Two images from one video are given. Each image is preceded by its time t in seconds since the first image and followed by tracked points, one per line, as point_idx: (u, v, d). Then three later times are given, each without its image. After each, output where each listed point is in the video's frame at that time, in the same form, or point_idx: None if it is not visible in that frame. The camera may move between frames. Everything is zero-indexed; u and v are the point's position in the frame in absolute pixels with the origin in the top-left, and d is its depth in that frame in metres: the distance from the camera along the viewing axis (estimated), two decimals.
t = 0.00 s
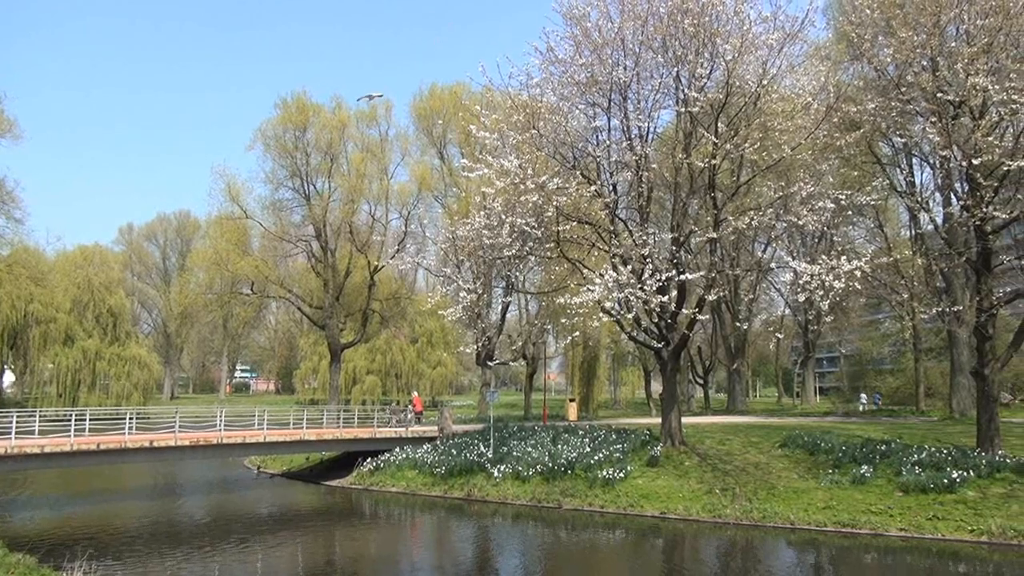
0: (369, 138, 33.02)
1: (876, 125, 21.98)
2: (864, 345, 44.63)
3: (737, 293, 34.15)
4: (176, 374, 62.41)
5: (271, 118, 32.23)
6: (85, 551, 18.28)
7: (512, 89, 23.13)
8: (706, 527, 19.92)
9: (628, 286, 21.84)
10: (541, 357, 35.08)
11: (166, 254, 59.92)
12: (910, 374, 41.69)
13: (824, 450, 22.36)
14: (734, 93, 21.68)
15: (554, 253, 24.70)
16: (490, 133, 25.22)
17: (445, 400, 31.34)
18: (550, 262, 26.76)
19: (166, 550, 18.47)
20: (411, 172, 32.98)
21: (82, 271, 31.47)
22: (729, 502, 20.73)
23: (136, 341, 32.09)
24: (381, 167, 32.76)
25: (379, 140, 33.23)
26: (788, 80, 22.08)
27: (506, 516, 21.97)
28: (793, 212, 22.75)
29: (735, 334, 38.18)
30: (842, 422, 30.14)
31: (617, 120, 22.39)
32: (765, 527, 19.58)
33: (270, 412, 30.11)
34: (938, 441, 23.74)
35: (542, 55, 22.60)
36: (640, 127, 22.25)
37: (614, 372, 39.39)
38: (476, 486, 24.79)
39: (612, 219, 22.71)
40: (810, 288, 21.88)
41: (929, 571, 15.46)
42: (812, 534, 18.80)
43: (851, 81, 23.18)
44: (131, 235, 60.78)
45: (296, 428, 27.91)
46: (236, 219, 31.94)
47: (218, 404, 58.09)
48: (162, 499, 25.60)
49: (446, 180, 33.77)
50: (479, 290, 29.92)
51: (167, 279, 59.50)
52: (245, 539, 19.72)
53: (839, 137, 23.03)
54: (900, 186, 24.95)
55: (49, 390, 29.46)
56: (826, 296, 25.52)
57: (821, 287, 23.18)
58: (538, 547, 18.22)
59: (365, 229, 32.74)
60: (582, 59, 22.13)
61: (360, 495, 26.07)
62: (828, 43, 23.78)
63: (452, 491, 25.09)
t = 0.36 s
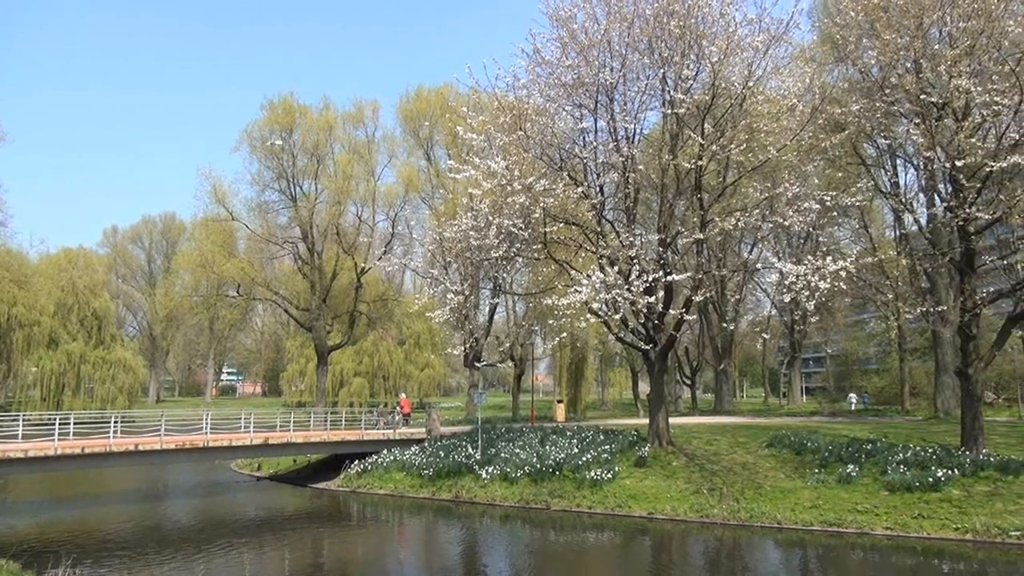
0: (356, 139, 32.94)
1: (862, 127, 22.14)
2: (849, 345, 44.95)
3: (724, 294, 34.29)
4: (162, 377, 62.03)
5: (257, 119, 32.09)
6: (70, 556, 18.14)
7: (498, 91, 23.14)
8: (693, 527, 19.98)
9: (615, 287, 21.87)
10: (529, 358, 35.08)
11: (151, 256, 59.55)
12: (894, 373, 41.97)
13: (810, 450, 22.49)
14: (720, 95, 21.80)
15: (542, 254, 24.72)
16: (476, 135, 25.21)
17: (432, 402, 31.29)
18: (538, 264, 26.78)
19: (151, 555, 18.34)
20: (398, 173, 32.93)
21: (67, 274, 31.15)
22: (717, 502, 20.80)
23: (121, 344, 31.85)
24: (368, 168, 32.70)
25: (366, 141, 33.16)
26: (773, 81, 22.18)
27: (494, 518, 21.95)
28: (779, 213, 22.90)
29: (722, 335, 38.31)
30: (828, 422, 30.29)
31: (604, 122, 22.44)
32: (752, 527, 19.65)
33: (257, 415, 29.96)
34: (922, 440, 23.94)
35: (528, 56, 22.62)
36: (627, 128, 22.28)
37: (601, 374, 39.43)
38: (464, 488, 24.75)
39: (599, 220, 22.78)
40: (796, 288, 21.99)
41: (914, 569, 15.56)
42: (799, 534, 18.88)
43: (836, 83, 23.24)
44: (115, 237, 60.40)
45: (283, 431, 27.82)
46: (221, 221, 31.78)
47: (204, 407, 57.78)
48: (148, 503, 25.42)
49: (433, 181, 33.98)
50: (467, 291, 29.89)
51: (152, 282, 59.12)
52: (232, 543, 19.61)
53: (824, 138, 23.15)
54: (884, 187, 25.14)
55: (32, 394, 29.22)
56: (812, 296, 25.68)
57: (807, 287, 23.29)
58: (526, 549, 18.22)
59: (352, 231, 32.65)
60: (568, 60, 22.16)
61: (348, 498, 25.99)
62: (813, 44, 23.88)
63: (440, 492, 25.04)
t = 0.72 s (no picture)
0: (345, 139, 32.86)
1: (849, 126, 22.27)
2: (838, 343, 45.19)
3: (713, 292, 34.40)
4: (150, 378, 61.68)
5: (246, 119, 31.96)
6: (58, 558, 18.01)
7: (488, 90, 23.13)
8: (683, 525, 20.03)
9: (605, 287, 21.90)
10: (519, 358, 35.08)
11: (138, 257, 59.17)
12: (882, 371, 42.20)
13: (799, 448, 22.58)
14: (709, 94, 21.86)
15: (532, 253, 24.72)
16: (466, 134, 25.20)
17: (422, 401, 31.26)
18: (528, 263, 26.78)
19: (140, 556, 18.25)
20: (387, 173, 32.87)
21: (54, 274, 30.88)
22: (707, 501, 20.86)
23: (108, 345, 31.66)
24: (357, 168, 32.63)
25: (356, 140, 33.09)
26: (761, 81, 22.22)
27: (484, 517, 21.94)
28: (768, 212, 23.00)
29: (712, 334, 38.42)
30: (817, 420, 30.42)
31: (593, 121, 22.48)
32: (742, 525, 19.71)
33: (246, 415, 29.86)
34: (910, 437, 24.11)
35: (518, 56, 22.63)
36: (616, 128, 22.32)
37: (591, 373, 39.50)
38: (455, 488, 24.73)
39: (589, 219, 22.82)
40: (785, 287, 22.08)
41: (903, 566, 15.66)
42: (788, 531, 18.96)
43: (824, 83, 23.31)
44: (102, 237, 60.02)
45: (272, 431, 27.73)
46: (210, 221, 31.64)
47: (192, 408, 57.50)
48: (136, 505, 25.29)
49: (422, 180, 33.77)
50: (457, 291, 29.85)
51: (140, 282, 58.79)
52: (221, 544, 19.53)
53: (813, 138, 23.24)
54: (873, 186, 25.24)
55: (19, 395, 28.99)
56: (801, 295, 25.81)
57: (795, 286, 23.39)
58: (517, 548, 18.23)
59: (341, 230, 32.58)
60: (557, 60, 22.18)
61: (338, 498, 25.93)
62: (801, 45, 23.96)
63: (430, 492, 25.01)
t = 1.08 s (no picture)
0: (335, 136, 32.76)
1: (838, 125, 22.37)
2: (826, 341, 45.41)
3: (702, 290, 34.49)
4: (137, 377, 61.31)
5: (234, 116, 31.80)
6: (45, 559, 17.91)
7: (478, 88, 23.11)
8: (673, 522, 20.08)
9: (595, 285, 21.93)
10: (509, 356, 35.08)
11: (126, 255, 58.80)
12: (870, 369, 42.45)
13: (788, 445, 22.68)
14: (699, 93, 21.90)
15: (522, 251, 24.72)
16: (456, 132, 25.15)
17: (412, 400, 31.23)
18: (517, 261, 26.78)
19: (128, 556, 18.17)
20: (377, 171, 32.75)
21: (40, 272, 30.73)
22: (696, 498, 20.92)
23: (95, 343, 31.47)
24: (347, 165, 32.52)
25: (345, 138, 32.99)
26: (750, 80, 22.31)
27: (474, 515, 21.93)
28: (757, 210, 23.10)
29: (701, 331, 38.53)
30: (806, 418, 30.56)
31: (583, 119, 22.48)
32: (731, 522, 19.79)
33: (235, 414, 29.73)
34: (897, 434, 24.27)
35: (507, 54, 22.62)
36: (606, 126, 22.36)
37: (581, 370, 39.54)
38: (444, 486, 24.69)
39: (579, 217, 22.86)
40: (774, 285, 22.16)
41: (890, 562, 15.77)
42: (777, 528, 19.04)
43: (812, 81, 23.41)
44: (89, 235, 59.62)
45: (261, 430, 27.63)
46: (198, 219, 31.44)
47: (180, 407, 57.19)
48: (124, 504, 25.15)
49: (412, 179, 33.33)
50: (446, 289, 29.78)
51: (128, 280, 58.44)
52: (210, 543, 19.46)
53: (801, 136, 23.34)
54: (860, 184, 25.35)
55: (5, 394, 28.76)
56: (789, 292, 25.94)
57: (784, 283, 23.48)
58: (507, 546, 18.24)
59: (331, 228, 32.48)
60: (547, 58, 22.19)
61: (328, 497, 25.87)
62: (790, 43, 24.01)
63: (420, 491, 24.98)
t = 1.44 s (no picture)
0: (323, 133, 32.64)
1: (825, 124, 22.51)
2: (813, 338, 45.65)
3: (691, 287, 34.61)
4: (124, 375, 60.94)
5: (222, 112, 31.65)
6: (30, 558, 17.76)
7: (467, 85, 23.14)
8: (661, 519, 20.14)
9: (583, 282, 21.92)
10: (498, 353, 35.10)
11: (112, 253, 58.46)
12: (857, 366, 42.70)
13: (775, 442, 22.79)
14: (687, 91, 21.95)
15: (511, 249, 24.71)
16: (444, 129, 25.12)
17: (401, 397, 31.18)
18: (506, 259, 26.75)
19: (115, 555, 18.07)
20: (365, 168, 32.62)
21: (25, 270, 30.48)
22: (684, 495, 20.99)
23: (81, 341, 31.24)
24: (335, 162, 32.42)
25: (333, 135, 32.87)
26: (738, 78, 22.39)
27: (463, 513, 21.92)
28: (745, 208, 23.19)
29: (689, 329, 38.63)
30: (793, 415, 30.73)
31: (572, 117, 22.47)
32: (718, 518, 19.87)
33: (222, 412, 29.58)
34: (884, 431, 24.40)
35: (497, 51, 22.61)
36: (595, 124, 22.38)
37: (569, 368, 39.55)
38: (433, 484, 24.67)
39: (568, 215, 22.88)
40: (762, 282, 22.23)
41: (876, 558, 15.88)
42: (764, 525, 19.12)
43: (800, 80, 23.51)
44: (75, 232, 59.26)
45: (249, 428, 27.48)
46: (185, 216, 31.24)
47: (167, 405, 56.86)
48: (111, 503, 24.98)
49: (401, 176, 33.28)
50: (435, 287, 29.67)
51: (114, 277, 58.04)
52: (198, 542, 19.39)
53: (789, 134, 23.41)
54: (847, 183, 25.49)
55: None
56: (777, 290, 26.07)
57: (772, 281, 23.57)
58: (495, 543, 18.26)
59: (319, 226, 32.37)
60: (536, 55, 22.16)
61: (316, 495, 25.79)
62: (778, 42, 24.09)
63: (409, 488, 24.95)
